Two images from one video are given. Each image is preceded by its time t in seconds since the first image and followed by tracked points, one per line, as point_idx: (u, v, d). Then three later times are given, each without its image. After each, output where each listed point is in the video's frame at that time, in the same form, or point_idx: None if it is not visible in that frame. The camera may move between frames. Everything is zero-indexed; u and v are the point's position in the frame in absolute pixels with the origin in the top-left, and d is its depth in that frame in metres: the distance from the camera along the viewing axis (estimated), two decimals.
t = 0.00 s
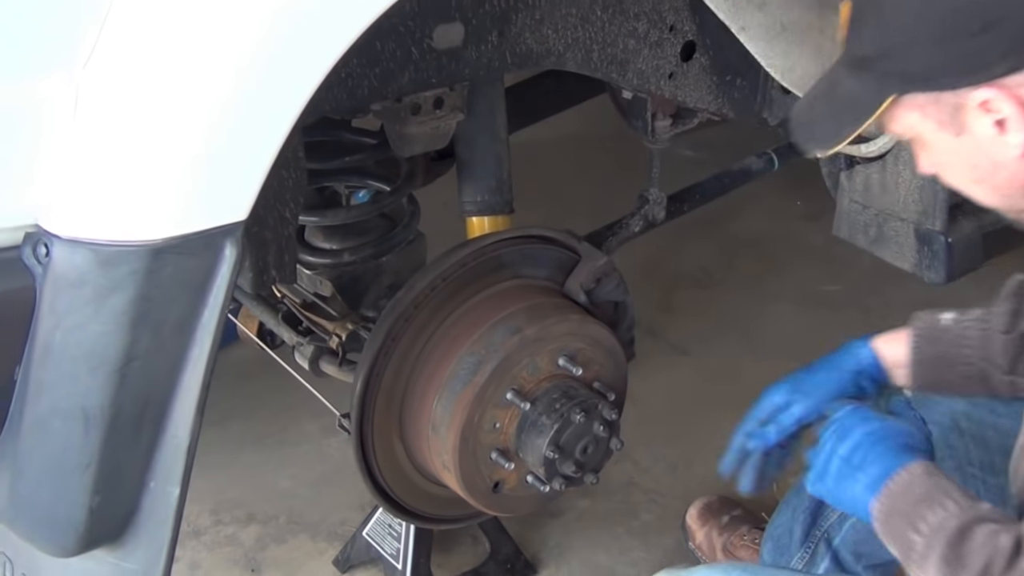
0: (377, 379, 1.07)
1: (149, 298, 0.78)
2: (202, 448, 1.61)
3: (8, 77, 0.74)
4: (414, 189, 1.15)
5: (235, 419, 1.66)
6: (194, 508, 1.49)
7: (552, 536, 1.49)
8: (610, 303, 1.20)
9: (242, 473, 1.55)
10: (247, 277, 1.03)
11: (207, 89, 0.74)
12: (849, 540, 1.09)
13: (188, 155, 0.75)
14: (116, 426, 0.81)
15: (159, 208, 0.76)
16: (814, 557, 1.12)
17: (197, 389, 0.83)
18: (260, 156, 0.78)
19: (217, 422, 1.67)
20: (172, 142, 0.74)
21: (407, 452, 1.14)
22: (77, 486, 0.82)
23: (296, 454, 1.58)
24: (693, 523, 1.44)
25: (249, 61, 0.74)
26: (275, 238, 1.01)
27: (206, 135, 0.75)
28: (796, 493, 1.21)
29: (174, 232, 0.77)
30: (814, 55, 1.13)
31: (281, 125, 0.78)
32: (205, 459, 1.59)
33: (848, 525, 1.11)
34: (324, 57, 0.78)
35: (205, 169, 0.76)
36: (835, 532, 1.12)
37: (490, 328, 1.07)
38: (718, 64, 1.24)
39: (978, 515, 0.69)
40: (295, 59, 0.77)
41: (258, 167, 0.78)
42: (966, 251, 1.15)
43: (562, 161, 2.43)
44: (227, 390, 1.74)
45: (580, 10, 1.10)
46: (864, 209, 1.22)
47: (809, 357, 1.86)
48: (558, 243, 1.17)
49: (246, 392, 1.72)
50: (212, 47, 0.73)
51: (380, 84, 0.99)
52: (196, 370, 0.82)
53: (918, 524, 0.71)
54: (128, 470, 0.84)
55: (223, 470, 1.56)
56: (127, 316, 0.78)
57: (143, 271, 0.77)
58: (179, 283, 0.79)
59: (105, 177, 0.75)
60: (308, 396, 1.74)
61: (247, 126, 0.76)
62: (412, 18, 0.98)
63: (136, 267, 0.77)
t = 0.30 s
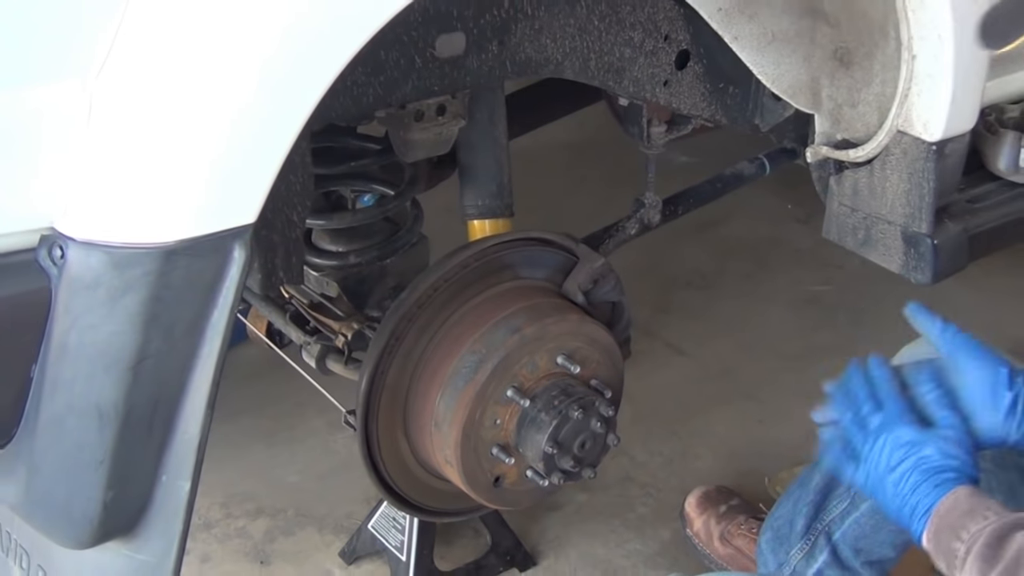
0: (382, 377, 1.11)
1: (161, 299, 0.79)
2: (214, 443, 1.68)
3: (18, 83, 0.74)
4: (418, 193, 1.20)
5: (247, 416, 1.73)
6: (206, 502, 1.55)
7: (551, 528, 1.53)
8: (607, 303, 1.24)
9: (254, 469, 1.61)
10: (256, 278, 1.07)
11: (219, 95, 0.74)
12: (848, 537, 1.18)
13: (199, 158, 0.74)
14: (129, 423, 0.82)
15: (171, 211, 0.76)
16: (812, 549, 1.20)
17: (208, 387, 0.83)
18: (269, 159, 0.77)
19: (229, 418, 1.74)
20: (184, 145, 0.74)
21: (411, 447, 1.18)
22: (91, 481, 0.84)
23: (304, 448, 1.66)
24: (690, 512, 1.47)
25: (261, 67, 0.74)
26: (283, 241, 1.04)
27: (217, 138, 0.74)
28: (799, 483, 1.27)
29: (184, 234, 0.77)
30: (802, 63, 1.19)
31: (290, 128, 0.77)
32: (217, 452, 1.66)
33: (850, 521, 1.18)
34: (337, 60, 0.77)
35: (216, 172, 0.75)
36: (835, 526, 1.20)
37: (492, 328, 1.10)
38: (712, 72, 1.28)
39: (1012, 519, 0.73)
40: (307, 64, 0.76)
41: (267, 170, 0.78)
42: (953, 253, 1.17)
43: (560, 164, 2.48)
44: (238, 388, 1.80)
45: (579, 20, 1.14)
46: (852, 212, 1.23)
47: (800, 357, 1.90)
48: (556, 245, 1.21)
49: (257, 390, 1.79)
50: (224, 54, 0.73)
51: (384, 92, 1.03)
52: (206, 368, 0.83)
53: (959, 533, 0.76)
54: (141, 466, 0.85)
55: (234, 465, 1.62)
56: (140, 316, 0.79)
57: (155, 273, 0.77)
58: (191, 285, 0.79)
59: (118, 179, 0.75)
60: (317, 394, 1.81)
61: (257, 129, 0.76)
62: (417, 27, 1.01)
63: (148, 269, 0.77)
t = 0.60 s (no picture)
0: (386, 375, 1.15)
1: (173, 300, 0.80)
2: (223, 439, 1.72)
3: (22, 94, 0.74)
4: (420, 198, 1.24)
5: (254, 413, 1.77)
6: (216, 496, 1.59)
7: (551, 520, 1.57)
8: (603, 303, 1.28)
9: (263, 463, 1.66)
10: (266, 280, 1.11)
11: (227, 102, 0.75)
12: (845, 532, 1.23)
13: (210, 163, 0.76)
14: (141, 422, 0.83)
15: (182, 215, 0.77)
16: (810, 539, 1.25)
17: (218, 386, 0.84)
18: (277, 164, 0.79)
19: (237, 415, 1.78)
20: (195, 151, 0.75)
21: (414, 443, 1.22)
22: (104, 478, 0.84)
23: (311, 444, 1.70)
24: (696, 494, 1.51)
25: (269, 74, 0.75)
26: (289, 242, 1.07)
27: (227, 144, 0.76)
28: (802, 476, 1.31)
29: (196, 237, 0.78)
30: (791, 72, 1.21)
31: (297, 133, 0.78)
32: (226, 448, 1.70)
33: (849, 515, 1.22)
34: (344, 66, 0.79)
35: (227, 177, 0.77)
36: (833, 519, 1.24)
37: (492, 328, 1.14)
38: (704, 79, 1.32)
39: None
40: (313, 70, 0.77)
41: (275, 174, 0.79)
42: (939, 253, 1.20)
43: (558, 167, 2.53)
44: (245, 385, 1.85)
45: (576, 30, 1.18)
46: (841, 215, 1.27)
47: (791, 355, 1.94)
48: (554, 247, 1.25)
49: (264, 388, 1.84)
50: (233, 60, 0.74)
51: (387, 99, 1.06)
52: (216, 367, 0.83)
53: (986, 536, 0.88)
54: (153, 462, 0.85)
55: (244, 460, 1.67)
56: (151, 316, 0.80)
57: (166, 275, 0.78)
58: (202, 286, 0.80)
59: (130, 185, 0.76)
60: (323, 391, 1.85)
61: (266, 134, 0.77)
62: (419, 38, 1.05)
63: (159, 270, 0.78)
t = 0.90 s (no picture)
0: (386, 376, 1.17)
1: (177, 302, 0.80)
2: (226, 438, 1.74)
3: (22, 102, 0.73)
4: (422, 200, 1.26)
5: (256, 413, 1.79)
6: (220, 494, 1.61)
7: (549, 518, 1.59)
8: (601, 304, 1.30)
9: (266, 462, 1.68)
10: (268, 282, 1.12)
11: (229, 104, 0.75)
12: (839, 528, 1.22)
13: (213, 167, 0.76)
14: (144, 422, 0.83)
15: (186, 218, 0.77)
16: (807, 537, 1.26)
17: (221, 387, 0.85)
18: (280, 168, 0.79)
19: (240, 414, 1.80)
20: (199, 155, 0.76)
21: (414, 441, 1.24)
22: (108, 476, 0.85)
23: (313, 443, 1.72)
24: (694, 488, 1.53)
25: (272, 76, 0.76)
26: (292, 245, 1.09)
27: (230, 148, 0.76)
28: (799, 474, 1.33)
29: (199, 240, 0.78)
30: (785, 77, 1.25)
31: (299, 137, 0.79)
32: (229, 447, 1.72)
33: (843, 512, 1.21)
34: (345, 71, 0.79)
35: (230, 181, 0.77)
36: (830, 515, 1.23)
37: (491, 329, 1.16)
38: (699, 84, 1.35)
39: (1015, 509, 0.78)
40: (315, 72, 0.78)
41: (279, 178, 0.80)
42: (930, 254, 1.23)
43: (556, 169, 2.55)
44: (247, 385, 1.86)
45: (573, 36, 1.20)
46: (834, 217, 1.30)
47: (786, 356, 1.96)
48: (552, 250, 1.27)
49: (266, 388, 1.86)
50: (236, 62, 0.75)
51: (389, 104, 1.08)
52: (219, 368, 0.84)
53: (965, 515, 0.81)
54: (157, 460, 0.86)
55: (247, 459, 1.69)
56: (155, 318, 0.80)
57: (169, 277, 0.79)
58: (206, 288, 0.81)
59: (135, 189, 0.76)
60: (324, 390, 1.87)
61: (269, 139, 0.78)
62: (419, 44, 1.07)
63: (162, 272, 0.79)
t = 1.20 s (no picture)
0: (383, 378, 1.17)
1: (172, 305, 0.80)
2: (224, 440, 1.74)
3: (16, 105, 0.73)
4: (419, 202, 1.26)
5: (253, 416, 1.79)
6: (218, 496, 1.61)
7: (546, 520, 1.59)
8: (598, 307, 1.30)
9: (264, 464, 1.68)
10: (265, 284, 1.12)
11: (226, 106, 0.75)
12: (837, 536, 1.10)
13: (209, 170, 0.76)
14: (140, 426, 0.83)
15: (181, 222, 0.77)
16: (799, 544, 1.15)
17: (217, 390, 0.84)
18: (276, 171, 0.79)
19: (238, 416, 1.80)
20: (194, 158, 0.76)
21: (412, 444, 1.24)
22: (105, 479, 0.84)
23: (310, 445, 1.72)
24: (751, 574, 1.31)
25: (267, 79, 0.76)
26: (289, 247, 1.09)
27: (225, 151, 0.76)
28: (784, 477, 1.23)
29: (193, 244, 0.78)
30: (782, 79, 1.24)
31: (296, 140, 0.79)
32: (226, 449, 1.72)
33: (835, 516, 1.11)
34: (341, 74, 0.79)
35: (225, 184, 0.77)
36: (880, 567, 0.93)
37: (488, 331, 1.16)
38: (697, 86, 1.35)
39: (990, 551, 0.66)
40: (311, 74, 0.78)
41: (275, 181, 0.80)
42: (927, 256, 1.23)
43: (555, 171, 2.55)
44: (245, 387, 1.86)
45: (571, 38, 1.20)
46: (831, 219, 1.29)
47: (783, 358, 1.96)
48: (550, 252, 1.27)
49: (264, 390, 1.85)
50: (232, 65, 0.75)
51: (386, 106, 1.08)
52: (215, 371, 0.84)
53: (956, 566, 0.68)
54: (154, 463, 0.86)
55: (245, 461, 1.69)
56: (151, 321, 0.80)
57: (165, 280, 0.79)
58: (202, 291, 0.80)
59: (130, 192, 0.76)
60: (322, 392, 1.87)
61: (264, 142, 0.78)
62: (417, 46, 1.07)
63: (158, 275, 0.78)
